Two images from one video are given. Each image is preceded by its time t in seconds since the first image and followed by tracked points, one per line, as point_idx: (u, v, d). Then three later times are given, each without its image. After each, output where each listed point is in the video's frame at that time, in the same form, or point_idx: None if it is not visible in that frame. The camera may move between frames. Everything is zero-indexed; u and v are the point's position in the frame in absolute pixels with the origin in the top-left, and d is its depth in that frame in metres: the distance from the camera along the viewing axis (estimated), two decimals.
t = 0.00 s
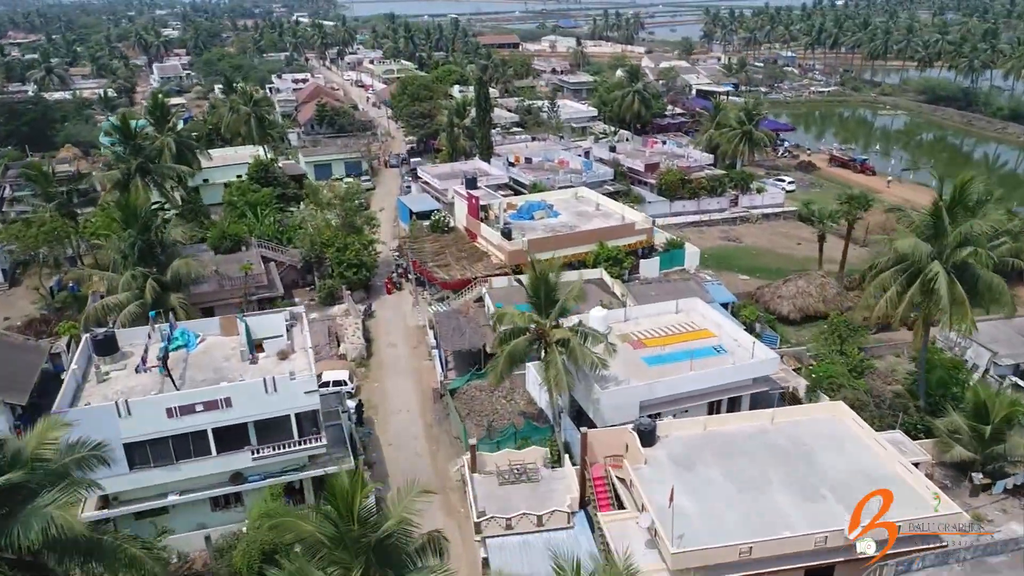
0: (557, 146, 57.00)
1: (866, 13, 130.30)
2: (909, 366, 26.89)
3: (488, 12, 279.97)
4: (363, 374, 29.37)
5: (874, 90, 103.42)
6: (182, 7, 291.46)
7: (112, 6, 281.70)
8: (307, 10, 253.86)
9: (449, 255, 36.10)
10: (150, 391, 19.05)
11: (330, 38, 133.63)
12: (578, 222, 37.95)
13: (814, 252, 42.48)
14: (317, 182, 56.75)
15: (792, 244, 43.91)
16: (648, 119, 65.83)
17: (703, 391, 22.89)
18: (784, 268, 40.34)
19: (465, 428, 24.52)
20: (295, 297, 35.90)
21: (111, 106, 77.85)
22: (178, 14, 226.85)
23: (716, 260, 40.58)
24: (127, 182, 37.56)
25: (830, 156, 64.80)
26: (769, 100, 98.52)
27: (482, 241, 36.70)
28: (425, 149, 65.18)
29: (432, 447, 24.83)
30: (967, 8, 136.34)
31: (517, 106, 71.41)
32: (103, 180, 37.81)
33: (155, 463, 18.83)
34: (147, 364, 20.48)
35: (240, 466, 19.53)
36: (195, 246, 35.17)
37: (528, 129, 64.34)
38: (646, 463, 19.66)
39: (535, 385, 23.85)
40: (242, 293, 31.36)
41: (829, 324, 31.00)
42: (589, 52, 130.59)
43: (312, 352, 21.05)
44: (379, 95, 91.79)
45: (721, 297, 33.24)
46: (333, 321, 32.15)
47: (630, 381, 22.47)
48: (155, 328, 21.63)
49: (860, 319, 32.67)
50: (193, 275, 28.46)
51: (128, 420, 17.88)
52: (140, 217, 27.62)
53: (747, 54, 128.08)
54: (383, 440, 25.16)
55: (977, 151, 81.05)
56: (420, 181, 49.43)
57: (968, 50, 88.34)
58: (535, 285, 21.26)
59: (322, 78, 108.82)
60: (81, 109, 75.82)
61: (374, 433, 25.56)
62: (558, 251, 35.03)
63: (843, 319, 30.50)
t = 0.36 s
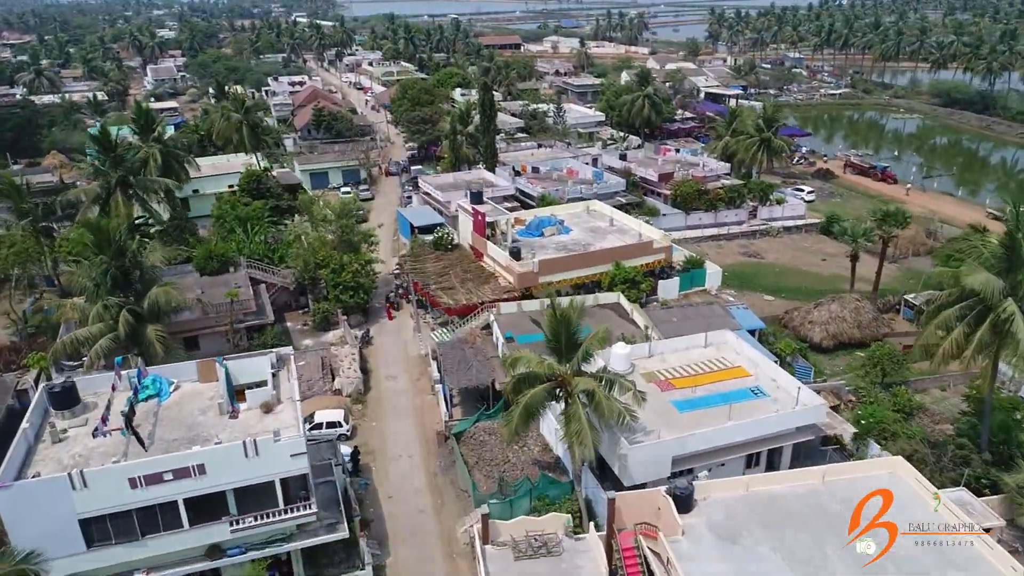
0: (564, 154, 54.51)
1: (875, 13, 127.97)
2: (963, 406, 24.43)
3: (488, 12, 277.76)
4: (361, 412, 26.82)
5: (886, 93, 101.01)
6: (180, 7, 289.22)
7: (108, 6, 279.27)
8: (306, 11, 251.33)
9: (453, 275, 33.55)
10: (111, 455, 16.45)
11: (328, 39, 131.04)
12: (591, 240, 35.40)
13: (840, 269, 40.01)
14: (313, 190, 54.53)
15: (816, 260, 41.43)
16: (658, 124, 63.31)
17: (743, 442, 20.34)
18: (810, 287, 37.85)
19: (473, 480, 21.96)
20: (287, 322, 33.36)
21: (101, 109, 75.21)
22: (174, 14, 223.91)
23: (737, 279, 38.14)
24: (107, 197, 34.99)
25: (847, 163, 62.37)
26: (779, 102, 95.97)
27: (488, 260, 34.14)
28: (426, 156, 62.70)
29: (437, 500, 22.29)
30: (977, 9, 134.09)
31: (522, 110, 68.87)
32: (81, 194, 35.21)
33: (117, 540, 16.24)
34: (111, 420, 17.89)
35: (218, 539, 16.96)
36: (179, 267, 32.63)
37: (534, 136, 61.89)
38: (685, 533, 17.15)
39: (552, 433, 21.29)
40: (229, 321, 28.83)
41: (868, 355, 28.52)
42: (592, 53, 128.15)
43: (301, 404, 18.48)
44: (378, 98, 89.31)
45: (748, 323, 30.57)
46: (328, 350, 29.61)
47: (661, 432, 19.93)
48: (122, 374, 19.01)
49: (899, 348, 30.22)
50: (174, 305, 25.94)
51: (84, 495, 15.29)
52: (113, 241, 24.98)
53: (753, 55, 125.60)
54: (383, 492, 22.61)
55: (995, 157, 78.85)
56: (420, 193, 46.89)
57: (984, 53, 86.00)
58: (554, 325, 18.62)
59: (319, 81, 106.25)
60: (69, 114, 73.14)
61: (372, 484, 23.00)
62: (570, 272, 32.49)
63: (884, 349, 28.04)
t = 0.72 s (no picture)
0: (572, 162, 52.28)
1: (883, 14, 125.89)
2: None
3: (488, 12, 275.57)
4: (357, 454, 24.46)
5: (897, 96, 98.91)
6: (179, 7, 287.38)
7: (106, 6, 277.23)
8: (306, 11, 249.32)
9: (458, 297, 31.21)
10: (64, 537, 14.05)
11: (326, 39, 128.72)
12: (606, 258, 33.08)
13: (868, 287, 37.73)
14: (310, 201, 52.32)
15: (841, 276, 39.15)
16: (668, 129, 61.08)
17: (791, 504, 17.99)
18: (837, 306, 35.56)
19: (483, 541, 19.60)
20: (279, 348, 30.99)
21: (91, 114, 72.83)
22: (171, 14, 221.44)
23: (760, 299, 35.83)
24: (86, 212, 32.62)
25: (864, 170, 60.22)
26: (789, 104, 93.69)
27: (494, 281, 31.83)
28: (427, 163, 60.40)
29: (442, 561, 19.95)
30: (986, 10, 132.15)
31: (526, 114, 66.60)
32: (58, 211, 32.84)
33: None
34: (66, 488, 15.51)
35: None
36: (162, 290, 30.28)
37: (540, 143, 59.64)
38: None
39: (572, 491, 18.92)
40: (214, 352, 26.50)
41: (913, 390, 26.18)
42: (596, 54, 125.88)
43: (287, 468, 16.10)
44: (377, 102, 87.06)
45: (778, 351, 28.32)
46: (322, 382, 27.25)
47: (699, 495, 17.54)
48: (82, 432, 16.64)
49: (942, 378, 27.99)
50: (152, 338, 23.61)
51: None
52: (85, 267, 22.61)
53: (760, 56, 123.37)
54: (382, 553, 20.25)
55: (1012, 162, 76.83)
56: (421, 204, 44.55)
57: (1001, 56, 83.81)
58: (578, 380, 16.15)
59: (318, 83, 103.94)
60: (58, 118, 70.71)
61: (370, 542, 20.62)
62: (584, 295, 30.17)
63: (928, 383, 25.80)
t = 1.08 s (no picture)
0: (579, 171, 49.94)
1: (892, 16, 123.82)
2: None
3: (488, 13, 273.53)
4: (352, 504, 22.12)
5: (909, 99, 96.64)
6: (177, 7, 285.35)
7: (103, 6, 275.04)
8: (305, 12, 247.20)
9: (462, 323, 28.84)
10: None
11: (325, 41, 126.48)
12: (621, 280, 30.73)
13: (898, 308, 35.36)
14: (305, 212, 49.97)
15: (868, 295, 36.81)
16: (678, 136, 58.69)
17: None
18: (868, 329, 33.21)
19: None
20: (268, 378, 28.63)
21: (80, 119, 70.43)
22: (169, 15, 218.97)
23: (784, 322, 33.49)
24: (61, 230, 30.27)
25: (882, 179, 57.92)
26: (799, 108, 91.28)
27: (501, 306, 29.50)
28: (427, 170, 58.01)
29: None
30: (996, 12, 130.10)
31: (531, 120, 64.21)
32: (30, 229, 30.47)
33: None
34: None
35: None
36: (142, 316, 27.97)
37: (545, 150, 57.32)
38: None
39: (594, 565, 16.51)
40: (195, 388, 24.15)
41: (964, 431, 23.85)
42: (599, 56, 123.66)
43: (267, 553, 13.80)
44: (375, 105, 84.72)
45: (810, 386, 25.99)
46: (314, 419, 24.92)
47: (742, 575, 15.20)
48: (28, 505, 14.20)
49: (991, 415, 25.69)
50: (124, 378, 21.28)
51: None
52: (48, 299, 20.25)
53: (766, 58, 121.17)
54: None
55: None
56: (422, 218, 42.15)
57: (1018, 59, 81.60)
58: (608, 449, 13.90)
59: (315, 86, 101.50)
60: (46, 123, 68.35)
61: None
62: (599, 322, 27.85)
63: (981, 424, 23.48)
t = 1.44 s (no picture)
0: (587, 181, 47.40)
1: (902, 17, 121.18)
2: None
3: (489, 14, 271.21)
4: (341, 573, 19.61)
5: (922, 103, 94.19)
6: (174, 7, 283.31)
7: (99, 6, 272.86)
8: (304, 13, 244.14)
9: (463, 355, 26.32)
10: None
11: (323, 42, 123.97)
12: (637, 307, 28.21)
13: (933, 333, 32.86)
14: (297, 225, 47.44)
15: (899, 319, 34.30)
16: (689, 143, 56.12)
17: None
18: (902, 359, 30.67)
19: None
20: (252, 417, 26.10)
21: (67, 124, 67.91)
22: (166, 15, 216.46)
23: (813, 351, 30.91)
24: (28, 252, 27.69)
25: (902, 188, 55.44)
26: (810, 111, 88.72)
27: (506, 337, 26.97)
28: (426, 180, 55.55)
29: None
30: (1008, 12, 127.53)
31: (535, 126, 61.67)
32: None
33: None
34: None
35: None
36: (112, 349, 25.44)
37: (550, 159, 54.78)
38: None
39: None
40: (166, 436, 21.63)
41: None
42: (603, 58, 121.09)
43: None
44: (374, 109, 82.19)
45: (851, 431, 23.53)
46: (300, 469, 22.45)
47: None
48: None
49: None
50: (82, 432, 18.76)
51: None
52: None
53: (774, 60, 118.57)
54: None
55: None
56: (421, 233, 39.63)
57: None
58: (647, 559, 11.56)
59: (313, 89, 99.00)
60: (31, 130, 65.81)
61: None
62: (616, 356, 25.32)
63: None
